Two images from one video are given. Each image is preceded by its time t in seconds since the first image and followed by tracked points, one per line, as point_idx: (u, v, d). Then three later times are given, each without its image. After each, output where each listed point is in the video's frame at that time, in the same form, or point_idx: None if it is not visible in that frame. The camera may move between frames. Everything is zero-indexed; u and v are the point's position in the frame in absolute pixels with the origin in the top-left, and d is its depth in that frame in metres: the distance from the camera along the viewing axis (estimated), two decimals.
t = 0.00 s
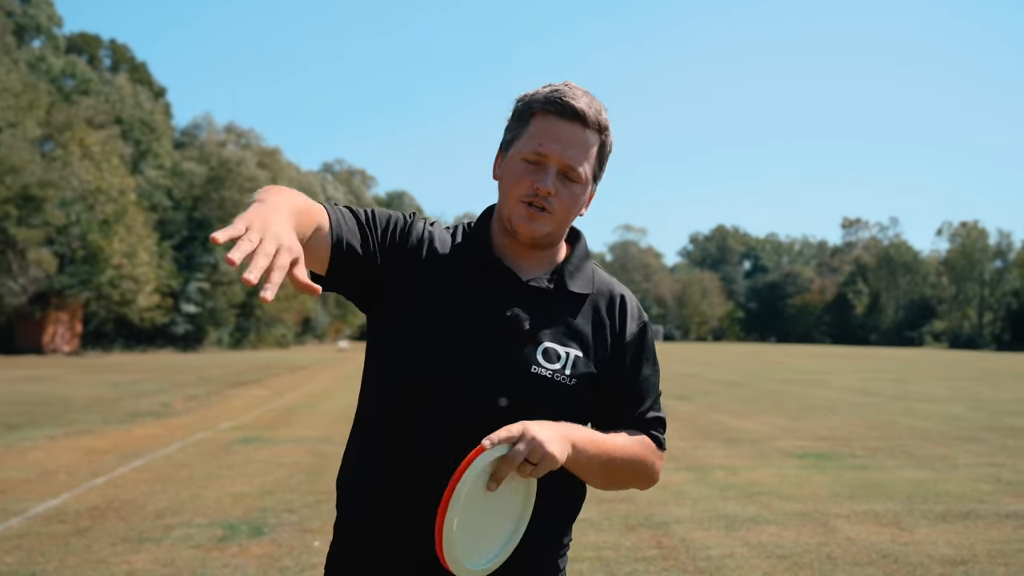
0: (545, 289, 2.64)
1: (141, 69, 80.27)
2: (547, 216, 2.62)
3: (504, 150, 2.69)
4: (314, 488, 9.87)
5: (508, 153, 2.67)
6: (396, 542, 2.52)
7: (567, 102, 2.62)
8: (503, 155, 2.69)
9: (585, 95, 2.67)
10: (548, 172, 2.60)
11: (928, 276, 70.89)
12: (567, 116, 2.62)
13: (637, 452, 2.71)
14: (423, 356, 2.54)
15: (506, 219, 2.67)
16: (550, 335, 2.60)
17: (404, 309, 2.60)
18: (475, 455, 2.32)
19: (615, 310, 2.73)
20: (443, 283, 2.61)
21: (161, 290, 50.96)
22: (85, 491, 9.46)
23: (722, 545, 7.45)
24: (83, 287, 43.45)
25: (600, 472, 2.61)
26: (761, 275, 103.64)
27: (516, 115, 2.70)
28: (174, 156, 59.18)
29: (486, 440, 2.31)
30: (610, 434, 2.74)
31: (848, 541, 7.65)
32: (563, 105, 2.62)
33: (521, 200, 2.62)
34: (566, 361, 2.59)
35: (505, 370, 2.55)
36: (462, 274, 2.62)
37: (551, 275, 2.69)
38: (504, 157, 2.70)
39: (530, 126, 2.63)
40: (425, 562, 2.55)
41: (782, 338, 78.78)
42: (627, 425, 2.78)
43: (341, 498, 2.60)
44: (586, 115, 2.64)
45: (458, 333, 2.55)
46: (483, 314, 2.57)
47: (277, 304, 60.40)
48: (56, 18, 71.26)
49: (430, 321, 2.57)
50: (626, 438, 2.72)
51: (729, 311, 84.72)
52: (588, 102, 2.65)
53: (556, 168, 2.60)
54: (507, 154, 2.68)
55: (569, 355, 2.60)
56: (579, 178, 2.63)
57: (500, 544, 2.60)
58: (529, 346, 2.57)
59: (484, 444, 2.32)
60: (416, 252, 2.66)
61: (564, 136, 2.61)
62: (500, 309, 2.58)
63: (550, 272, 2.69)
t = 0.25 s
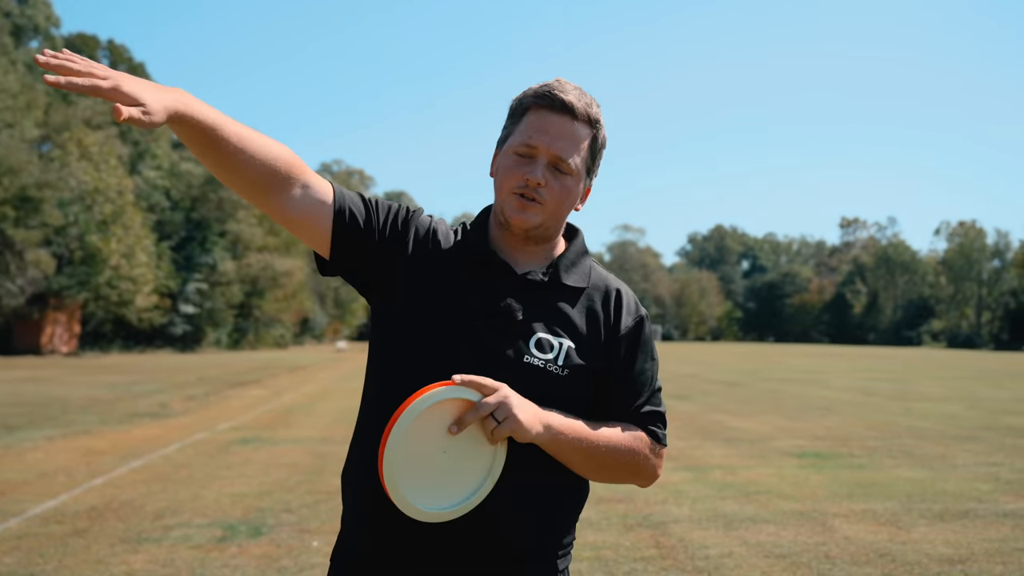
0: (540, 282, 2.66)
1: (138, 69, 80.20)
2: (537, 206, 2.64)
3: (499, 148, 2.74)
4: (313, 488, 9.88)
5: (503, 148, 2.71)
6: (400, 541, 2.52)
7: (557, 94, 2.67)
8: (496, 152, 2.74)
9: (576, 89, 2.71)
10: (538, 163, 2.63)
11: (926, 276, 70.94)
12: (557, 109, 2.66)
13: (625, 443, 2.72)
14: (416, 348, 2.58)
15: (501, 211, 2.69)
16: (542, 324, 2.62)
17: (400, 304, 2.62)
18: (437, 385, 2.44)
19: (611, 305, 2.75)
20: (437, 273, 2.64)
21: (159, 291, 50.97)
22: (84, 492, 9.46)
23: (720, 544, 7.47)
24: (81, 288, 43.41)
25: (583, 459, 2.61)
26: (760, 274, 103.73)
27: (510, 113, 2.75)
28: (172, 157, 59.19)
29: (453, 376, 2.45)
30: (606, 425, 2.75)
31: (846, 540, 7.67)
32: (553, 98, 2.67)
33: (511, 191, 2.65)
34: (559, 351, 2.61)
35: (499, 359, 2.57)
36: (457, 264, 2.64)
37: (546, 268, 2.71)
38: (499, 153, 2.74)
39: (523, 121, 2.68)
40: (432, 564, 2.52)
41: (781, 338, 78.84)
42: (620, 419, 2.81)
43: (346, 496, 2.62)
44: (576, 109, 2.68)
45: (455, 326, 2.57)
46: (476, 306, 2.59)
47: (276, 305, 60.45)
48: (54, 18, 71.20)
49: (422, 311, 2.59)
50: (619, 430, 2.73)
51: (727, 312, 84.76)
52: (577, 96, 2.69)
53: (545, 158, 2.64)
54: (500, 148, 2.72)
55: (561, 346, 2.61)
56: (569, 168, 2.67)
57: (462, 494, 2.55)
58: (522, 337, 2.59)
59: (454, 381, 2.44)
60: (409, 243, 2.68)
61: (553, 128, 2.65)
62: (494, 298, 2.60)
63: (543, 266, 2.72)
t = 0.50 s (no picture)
0: (539, 279, 2.67)
1: (137, 70, 80.26)
2: (534, 206, 2.64)
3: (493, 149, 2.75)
4: (312, 488, 9.87)
5: (497, 149, 2.71)
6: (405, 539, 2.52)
7: (553, 94, 2.68)
8: (492, 153, 2.74)
9: (571, 90, 2.72)
10: (534, 163, 2.63)
11: (924, 276, 70.96)
12: (553, 108, 2.67)
13: (635, 434, 2.74)
14: (416, 347, 2.57)
15: (495, 212, 2.69)
16: (542, 320, 2.63)
17: (397, 305, 2.62)
18: (461, 394, 2.42)
19: (606, 299, 2.77)
20: (434, 271, 2.64)
21: (157, 291, 51.00)
22: (83, 492, 9.46)
23: (718, 543, 7.48)
24: (80, 288, 43.40)
25: (599, 454, 2.63)
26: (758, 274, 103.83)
27: (504, 114, 2.76)
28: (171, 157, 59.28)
29: (477, 384, 2.43)
30: (610, 415, 2.77)
31: (844, 540, 7.67)
32: (547, 98, 2.67)
33: (507, 193, 2.65)
34: (563, 346, 2.62)
35: (497, 355, 2.57)
36: (459, 261, 2.65)
37: (547, 263, 2.72)
38: (493, 153, 2.74)
39: (519, 121, 2.68)
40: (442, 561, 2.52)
41: (779, 338, 78.95)
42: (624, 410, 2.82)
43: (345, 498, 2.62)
44: (571, 107, 2.69)
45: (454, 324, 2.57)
46: (476, 303, 2.59)
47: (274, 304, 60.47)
48: (52, 19, 71.24)
49: (422, 309, 2.59)
50: (625, 420, 2.75)
51: (725, 311, 84.84)
52: (572, 97, 2.70)
53: (542, 158, 2.64)
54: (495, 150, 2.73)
55: (563, 340, 2.62)
56: (566, 168, 2.67)
57: (486, 504, 2.54)
58: (523, 331, 2.59)
59: (475, 389, 2.42)
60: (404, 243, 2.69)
61: (549, 127, 2.66)
62: (492, 295, 2.60)
63: (542, 261, 2.72)
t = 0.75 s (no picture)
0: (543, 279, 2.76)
1: (134, 71, 80.20)
2: (533, 207, 2.70)
3: (484, 148, 2.77)
4: (311, 488, 9.88)
5: (490, 150, 2.73)
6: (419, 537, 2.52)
7: (547, 96, 2.69)
8: (486, 152, 2.75)
9: (562, 89, 2.75)
10: (533, 165, 2.67)
11: (922, 275, 70.95)
12: (546, 110, 2.69)
13: (646, 424, 2.87)
14: (420, 352, 2.56)
15: (493, 214, 2.74)
16: (552, 321, 2.71)
17: (409, 303, 2.62)
18: (534, 424, 2.49)
19: (606, 295, 2.88)
20: (441, 268, 2.67)
21: (156, 291, 50.94)
22: (80, 494, 9.45)
23: (717, 543, 7.48)
24: (78, 289, 43.29)
25: (625, 445, 2.80)
26: (757, 273, 103.90)
27: (494, 112, 2.76)
28: (169, 158, 59.23)
29: (542, 410, 2.52)
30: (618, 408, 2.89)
31: (842, 539, 7.68)
32: (544, 97, 2.69)
33: (507, 193, 2.70)
34: (574, 344, 2.72)
35: (510, 355, 2.61)
36: (461, 267, 2.68)
37: (545, 265, 2.80)
38: (486, 154, 2.76)
39: (512, 122, 2.69)
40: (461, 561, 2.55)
41: (777, 337, 78.97)
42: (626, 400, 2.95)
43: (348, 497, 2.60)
44: (567, 108, 2.72)
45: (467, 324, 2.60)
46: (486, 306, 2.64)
47: (272, 305, 60.39)
48: (50, 20, 71.16)
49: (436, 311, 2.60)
50: (634, 409, 2.88)
51: (723, 311, 84.80)
52: (566, 98, 2.73)
53: (541, 161, 2.67)
54: (489, 151, 2.75)
55: (575, 339, 2.72)
56: (563, 168, 2.72)
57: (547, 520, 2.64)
58: (528, 328, 2.66)
59: (541, 416, 2.51)
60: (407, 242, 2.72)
61: (545, 128, 2.68)
62: (493, 295, 2.66)
63: (542, 264, 2.80)
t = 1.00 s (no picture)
0: (518, 270, 2.89)
1: (130, 76, 80.13)
2: (497, 208, 2.85)
3: (434, 152, 2.88)
4: (310, 492, 9.89)
5: (442, 154, 2.85)
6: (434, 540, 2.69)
7: (488, 91, 2.80)
8: (434, 157, 2.88)
9: (498, 80, 2.85)
10: (490, 163, 2.80)
11: (920, 275, 70.93)
12: (490, 105, 2.81)
13: (614, 389, 3.09)
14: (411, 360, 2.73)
15: (456, 217, 2.87)
16: (535, 309, 2.87)
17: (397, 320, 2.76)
18: (512, 344, 2.67)
19: (574, 270, 3.06)
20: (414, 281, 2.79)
21: (153, 297, 50.82)
22: (80, 499, 9.46)
23: (716, 543, 7.51)
24: (76, 295, 43.15)
25: (598, 407, 2.99)
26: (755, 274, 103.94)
27: (431, 113, 2.89)
28: (165, 163, 59.13)
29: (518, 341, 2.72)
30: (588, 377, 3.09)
31: (841, 538, 7.71)
32: (485, 95, 2.80)
33: (469, 198, 2.82)
34: (555, 328, 2.90)
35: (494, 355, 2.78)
36: (436, 272, 2.80)
37: (512, 254, 2.93)
38: (437, 159, 2.88)
39: (456, 123, 2.82)
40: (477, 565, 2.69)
41: (776, 338, 78.90)
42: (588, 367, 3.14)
43: (365, 508, 2.77)
44: (507, 101, 2.82)
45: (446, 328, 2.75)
46: (466, 306, 2.79)
47: (270, 309, 60.30)
48: (45, 26, 71.09)
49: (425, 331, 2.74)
50: (603, 378, 3.09)
51: (722, 312, 84.72)
52: (508, 89, 2.84)
53: (496, 156, 2.80)
54: (439, 157, 2.87)
55: (555, 322, 2.89)
56: (518, 165, 2.85)
57: (523, 447, 2.76)
58: (509, 320, 2.83)
59: (522, 342, 2.72)
60: (381, 256, 2.84)
61: (491, 124, 2.80)
62: (470, 287, 2.81)
63: (508, 253, 2.93)
